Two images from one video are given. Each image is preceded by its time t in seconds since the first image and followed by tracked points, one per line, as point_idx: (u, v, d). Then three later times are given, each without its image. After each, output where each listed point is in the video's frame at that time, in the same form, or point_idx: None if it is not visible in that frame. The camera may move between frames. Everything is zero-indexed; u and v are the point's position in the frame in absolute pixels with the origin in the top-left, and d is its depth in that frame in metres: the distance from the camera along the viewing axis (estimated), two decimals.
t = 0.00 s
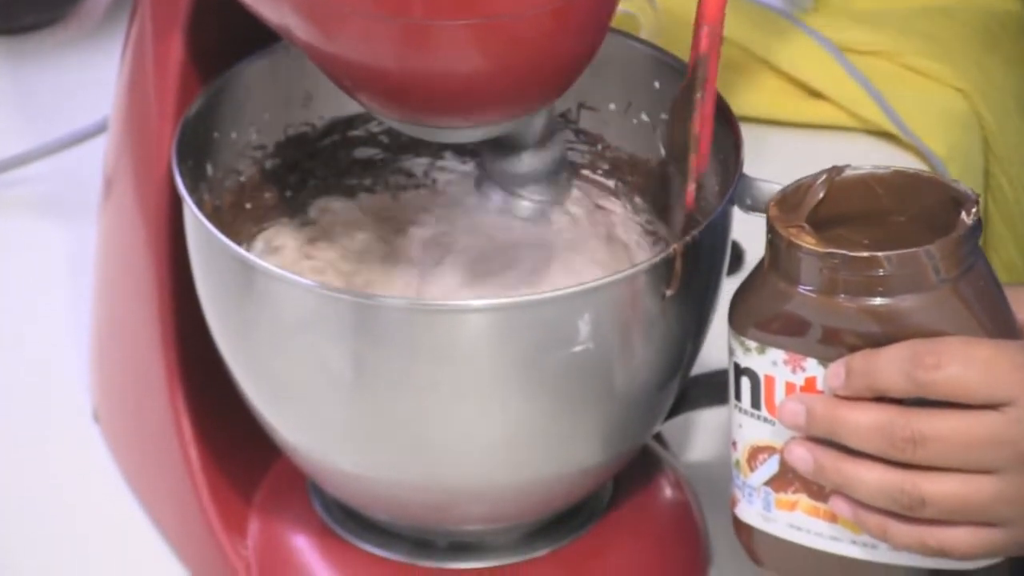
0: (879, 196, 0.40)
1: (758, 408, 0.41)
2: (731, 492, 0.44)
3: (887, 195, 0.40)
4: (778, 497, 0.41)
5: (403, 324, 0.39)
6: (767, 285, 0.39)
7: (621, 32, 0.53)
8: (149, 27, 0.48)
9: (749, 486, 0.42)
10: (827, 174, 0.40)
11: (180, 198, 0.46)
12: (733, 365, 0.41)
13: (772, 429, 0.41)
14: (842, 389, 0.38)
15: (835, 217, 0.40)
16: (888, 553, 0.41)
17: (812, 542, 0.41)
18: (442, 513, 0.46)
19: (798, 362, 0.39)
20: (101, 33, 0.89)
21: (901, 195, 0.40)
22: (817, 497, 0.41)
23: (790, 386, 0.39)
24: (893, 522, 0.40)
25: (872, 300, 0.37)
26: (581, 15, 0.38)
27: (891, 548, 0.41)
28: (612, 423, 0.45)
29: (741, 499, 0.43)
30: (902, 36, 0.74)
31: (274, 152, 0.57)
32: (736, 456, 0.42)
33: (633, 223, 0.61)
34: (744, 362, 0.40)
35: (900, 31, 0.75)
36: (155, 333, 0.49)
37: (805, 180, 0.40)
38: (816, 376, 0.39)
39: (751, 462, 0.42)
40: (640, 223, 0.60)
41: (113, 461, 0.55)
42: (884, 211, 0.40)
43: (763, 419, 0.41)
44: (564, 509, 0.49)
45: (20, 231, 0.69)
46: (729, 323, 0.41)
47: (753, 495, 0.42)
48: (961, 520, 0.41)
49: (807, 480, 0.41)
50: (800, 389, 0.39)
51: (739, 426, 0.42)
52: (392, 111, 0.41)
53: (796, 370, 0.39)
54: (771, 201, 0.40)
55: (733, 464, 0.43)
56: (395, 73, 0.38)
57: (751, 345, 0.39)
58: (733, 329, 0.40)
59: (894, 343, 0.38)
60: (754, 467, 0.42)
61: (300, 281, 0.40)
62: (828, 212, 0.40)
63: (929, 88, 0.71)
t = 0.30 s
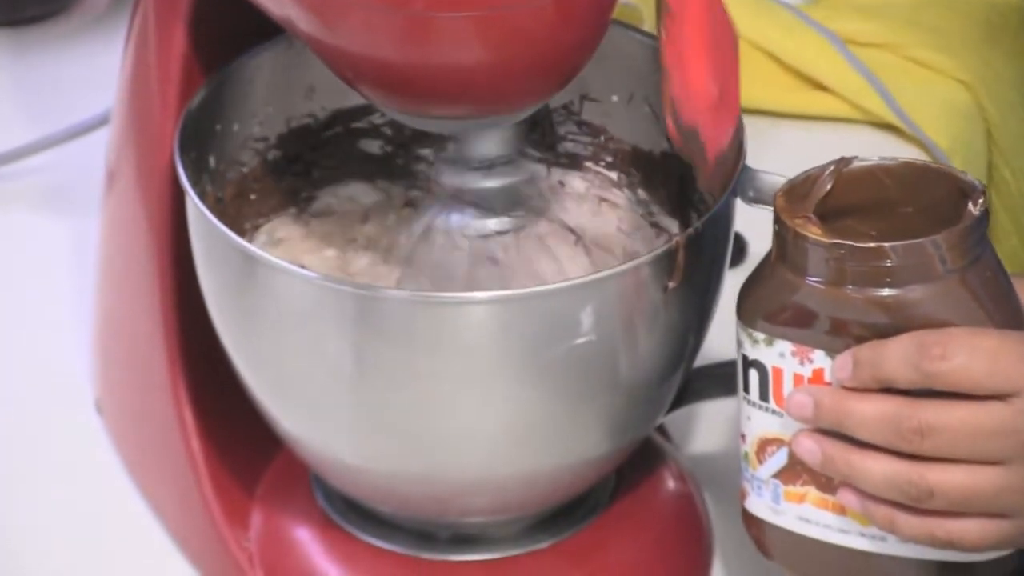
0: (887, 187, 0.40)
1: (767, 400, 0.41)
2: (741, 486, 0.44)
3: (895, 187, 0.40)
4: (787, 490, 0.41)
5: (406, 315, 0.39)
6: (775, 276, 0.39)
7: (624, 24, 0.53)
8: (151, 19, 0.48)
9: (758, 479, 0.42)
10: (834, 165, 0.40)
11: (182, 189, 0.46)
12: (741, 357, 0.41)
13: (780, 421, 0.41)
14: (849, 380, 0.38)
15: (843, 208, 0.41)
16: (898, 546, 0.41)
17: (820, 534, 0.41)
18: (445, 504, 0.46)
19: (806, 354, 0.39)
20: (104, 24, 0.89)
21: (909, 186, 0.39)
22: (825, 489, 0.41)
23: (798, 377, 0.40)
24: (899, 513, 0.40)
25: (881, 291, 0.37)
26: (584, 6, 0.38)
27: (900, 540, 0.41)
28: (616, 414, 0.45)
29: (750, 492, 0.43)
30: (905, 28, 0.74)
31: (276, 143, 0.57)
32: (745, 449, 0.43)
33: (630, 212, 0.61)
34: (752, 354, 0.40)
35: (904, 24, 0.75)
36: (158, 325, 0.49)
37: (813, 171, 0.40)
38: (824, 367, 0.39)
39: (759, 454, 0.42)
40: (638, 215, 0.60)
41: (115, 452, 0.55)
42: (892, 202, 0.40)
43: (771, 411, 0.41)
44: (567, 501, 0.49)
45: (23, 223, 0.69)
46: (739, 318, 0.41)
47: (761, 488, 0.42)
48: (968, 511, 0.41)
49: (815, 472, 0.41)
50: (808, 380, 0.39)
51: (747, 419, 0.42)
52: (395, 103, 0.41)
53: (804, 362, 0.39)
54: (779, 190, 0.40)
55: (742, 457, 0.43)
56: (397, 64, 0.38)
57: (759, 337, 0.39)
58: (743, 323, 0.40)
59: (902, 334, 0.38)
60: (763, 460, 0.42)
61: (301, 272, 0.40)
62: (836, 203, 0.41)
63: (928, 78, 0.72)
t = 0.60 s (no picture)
0: (881, 198, 0.40)
1: (765, 413, 0.41)
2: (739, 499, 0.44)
3: (889, 197, 0.40)
4: (787, 503, 0.41)
5: (410, 314, 0.39)
6: (771, 287, 0.39)
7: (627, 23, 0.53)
8: (156, 17, 0.48)
9: (757, 493, 0.42)
10: (828, 177, 0.40)
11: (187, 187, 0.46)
12: (738, 369, 0.41)
13: (779, 434, 0.41)
14: (849, 391, 0.38)
15: (837, 219, 0.40)
16: (900, 556, 0.41)
17: (822, 547, 0.41)
18: (449, 503, 0.46)
19: (804, 366, 0.39)
20: (109, 21, 0.89)
21: (903, 196, 0.39)
22: (826, 501, 0.41)
23: (796, 389, 0.40)
24: (902, 522, 0.40)
25: (877, 299, 0.37)
26: (589, 5, 0.38)
27: (902, 549, 0.41)
28: (619, 414, 0.45)
29: (750, 506, 0.43)
30: (909, 27, 0.74)
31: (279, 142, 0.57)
32: (743, 464, 0.42)
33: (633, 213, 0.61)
34: (749, 367, 0.40)
35: (908, 22, 0.75)
36: (161, 324, 0.49)
37: (807, 183, 0.40)
38: (823, 378, 0.39)
39: (758, 469, 0.42)
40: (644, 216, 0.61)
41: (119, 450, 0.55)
42: (886, 213, 0.40)
43: (770, 424, 0.41)
44: (570, 501, 0.49)
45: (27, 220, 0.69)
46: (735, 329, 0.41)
47: (761, 502, 0.42)
48: (971, 518, 0.41)
49: (816, 484, 0.41)
50: (806, 392, 0.39)
51: (745, 433, 0.42)
52: (399, 103, 0.41)
53: (802, 373, 0.39)
54: (773, 202, 0.39)
55: (741, 471, 0.43)
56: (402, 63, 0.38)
57: (756, 350, 0.39)
58: (740, 334, 0.40)
59: (900, 342, 0.38)
60: (762, 474, 0.42)
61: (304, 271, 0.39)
62: (830, 214, 0.40)
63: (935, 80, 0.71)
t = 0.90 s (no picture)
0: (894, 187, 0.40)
1: (790, 409, 0.41)
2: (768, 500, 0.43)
3: (901, 186, 0.40)
4: (816, 499, 0.41)
5: (404, 313, 0.39)
6: (789, 277, 0.39)
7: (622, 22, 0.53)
8: (148, 16, 0.47)
9: (785, 492, 0.42)
10: (842, 167, 0.40)
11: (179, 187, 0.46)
12: (760, 367, 0.41)
13: (804, 428, 0.41)
14: (873, 375, 0.38)
15: (853, 212, 0.40)
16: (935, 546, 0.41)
17: (856, 541, 0.41)
18: (443, 503, 0.46)
19: (827, 356, 0.39)
20: (104, 19, 0.89)
21: (915, 183, 0.39)
22: (856, 493, 0.41)
23: (820, 380, 0.39)
24: (933, 508, 0.40)
25: (898, 279, 0.37)
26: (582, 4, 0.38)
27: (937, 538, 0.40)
28: (613, 413, 0.45)
29: (779, 507, 0.42)
30: (906, 25, 0.74)
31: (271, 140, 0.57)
32: (771, 463, 0.42)
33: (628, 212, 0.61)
34: (771, 362, 0.40)
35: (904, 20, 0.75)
36: (155, 323, 0.49)
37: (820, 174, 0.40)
38: (846, 366, 0.39)
39: (786, 466, 0.41)
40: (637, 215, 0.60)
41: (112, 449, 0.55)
42: (901, 202, 0.40)
43: (795, 419, 0.41)
44: (564, 499, 0.49)
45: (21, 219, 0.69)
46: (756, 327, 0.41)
47: (790, 501, 0.42)
48: (1004, 497, 0.41)
49: (845, 476, 0.41)
50: (830, 383, 0.39)
51: (771, 431, 0.42)
52: (393, 102, 0.41)
53: (824, 364, 0.39)
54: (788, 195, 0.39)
55: (768, 471, 0.43)
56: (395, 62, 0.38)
57: (779, 343, 0.39)
58: (759, 332, 0.40)
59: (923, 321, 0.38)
60: (790, 471, 0.41)
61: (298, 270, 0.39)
62: (846, 207, 0.40)
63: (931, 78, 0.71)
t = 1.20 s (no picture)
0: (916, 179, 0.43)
1: (830, 391, 0.41)
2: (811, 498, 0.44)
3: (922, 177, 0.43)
4: (863, 484, 0.42)
5: (398, 308, 0.39)
6: (826, 242, 0.40)
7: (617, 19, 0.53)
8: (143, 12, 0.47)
9: (831, 483, 0.42)
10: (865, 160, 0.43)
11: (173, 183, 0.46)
12: (798, 352, 0.42)
13: (848, 410, 0.42)
14: (914, 337, 0.40)
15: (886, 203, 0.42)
16: (980, 518, 0.42)
17: (904, 523, 0.42)
18: (437, 498, 0.46)
19: (866, 328, 0.41)
20: (97, 16, 0.89)
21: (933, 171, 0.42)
22: (900, 470, 0.42)
23: (861, 352, 0.41)
24: (978, 470, 0.41)
25: (936, 236, 0.39)
26: None
27: (982, 509, 0.42)
28: (608, 408, 0.45)
29: (825, 500, 0.43)
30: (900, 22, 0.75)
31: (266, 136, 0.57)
32: (813, 456, 0.43)
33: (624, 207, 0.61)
34: (811, 345, 0.41)
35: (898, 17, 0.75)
36: (149, 319, 0.49)
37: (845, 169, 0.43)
38: (887, 336, 0.41)
39: (830, 454, 0.42)
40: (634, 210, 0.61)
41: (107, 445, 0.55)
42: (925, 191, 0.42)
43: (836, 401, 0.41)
44: (559, 495, 0.49)
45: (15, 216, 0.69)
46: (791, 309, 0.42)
47: (836, 492, 0.42)
48: None
49: (889, 453, 0.42)
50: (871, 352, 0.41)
51: (811, 420, 0.42)
52: (387, 98, 0.40)
53: (865, 336, 0.41)
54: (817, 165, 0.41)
55: (810, 465, 0.43)
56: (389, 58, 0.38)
57: (817, 322, 0.41)
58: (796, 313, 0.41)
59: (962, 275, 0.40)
60: (835, 459, 0.42)
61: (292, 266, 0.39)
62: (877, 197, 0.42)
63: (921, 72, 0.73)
